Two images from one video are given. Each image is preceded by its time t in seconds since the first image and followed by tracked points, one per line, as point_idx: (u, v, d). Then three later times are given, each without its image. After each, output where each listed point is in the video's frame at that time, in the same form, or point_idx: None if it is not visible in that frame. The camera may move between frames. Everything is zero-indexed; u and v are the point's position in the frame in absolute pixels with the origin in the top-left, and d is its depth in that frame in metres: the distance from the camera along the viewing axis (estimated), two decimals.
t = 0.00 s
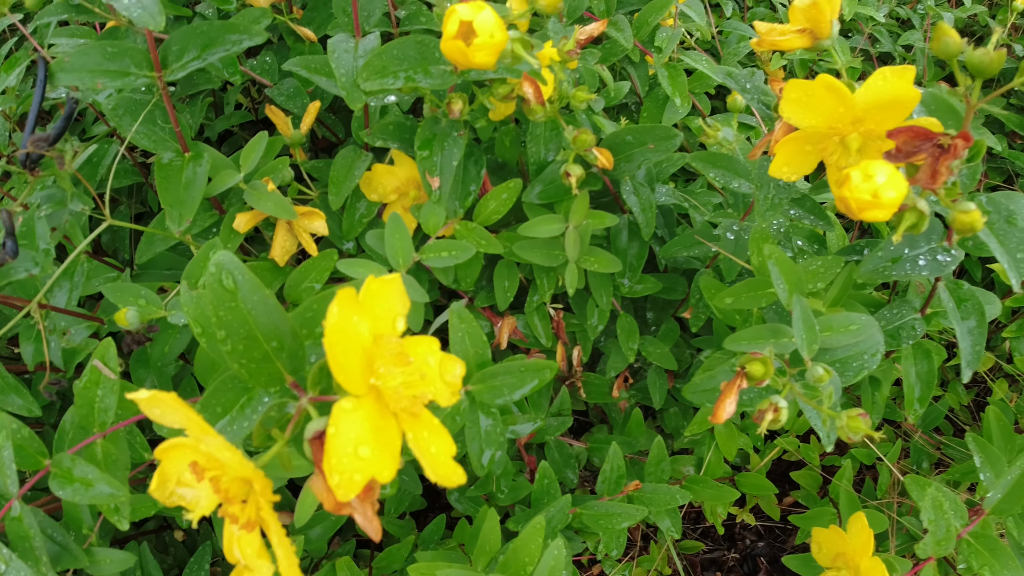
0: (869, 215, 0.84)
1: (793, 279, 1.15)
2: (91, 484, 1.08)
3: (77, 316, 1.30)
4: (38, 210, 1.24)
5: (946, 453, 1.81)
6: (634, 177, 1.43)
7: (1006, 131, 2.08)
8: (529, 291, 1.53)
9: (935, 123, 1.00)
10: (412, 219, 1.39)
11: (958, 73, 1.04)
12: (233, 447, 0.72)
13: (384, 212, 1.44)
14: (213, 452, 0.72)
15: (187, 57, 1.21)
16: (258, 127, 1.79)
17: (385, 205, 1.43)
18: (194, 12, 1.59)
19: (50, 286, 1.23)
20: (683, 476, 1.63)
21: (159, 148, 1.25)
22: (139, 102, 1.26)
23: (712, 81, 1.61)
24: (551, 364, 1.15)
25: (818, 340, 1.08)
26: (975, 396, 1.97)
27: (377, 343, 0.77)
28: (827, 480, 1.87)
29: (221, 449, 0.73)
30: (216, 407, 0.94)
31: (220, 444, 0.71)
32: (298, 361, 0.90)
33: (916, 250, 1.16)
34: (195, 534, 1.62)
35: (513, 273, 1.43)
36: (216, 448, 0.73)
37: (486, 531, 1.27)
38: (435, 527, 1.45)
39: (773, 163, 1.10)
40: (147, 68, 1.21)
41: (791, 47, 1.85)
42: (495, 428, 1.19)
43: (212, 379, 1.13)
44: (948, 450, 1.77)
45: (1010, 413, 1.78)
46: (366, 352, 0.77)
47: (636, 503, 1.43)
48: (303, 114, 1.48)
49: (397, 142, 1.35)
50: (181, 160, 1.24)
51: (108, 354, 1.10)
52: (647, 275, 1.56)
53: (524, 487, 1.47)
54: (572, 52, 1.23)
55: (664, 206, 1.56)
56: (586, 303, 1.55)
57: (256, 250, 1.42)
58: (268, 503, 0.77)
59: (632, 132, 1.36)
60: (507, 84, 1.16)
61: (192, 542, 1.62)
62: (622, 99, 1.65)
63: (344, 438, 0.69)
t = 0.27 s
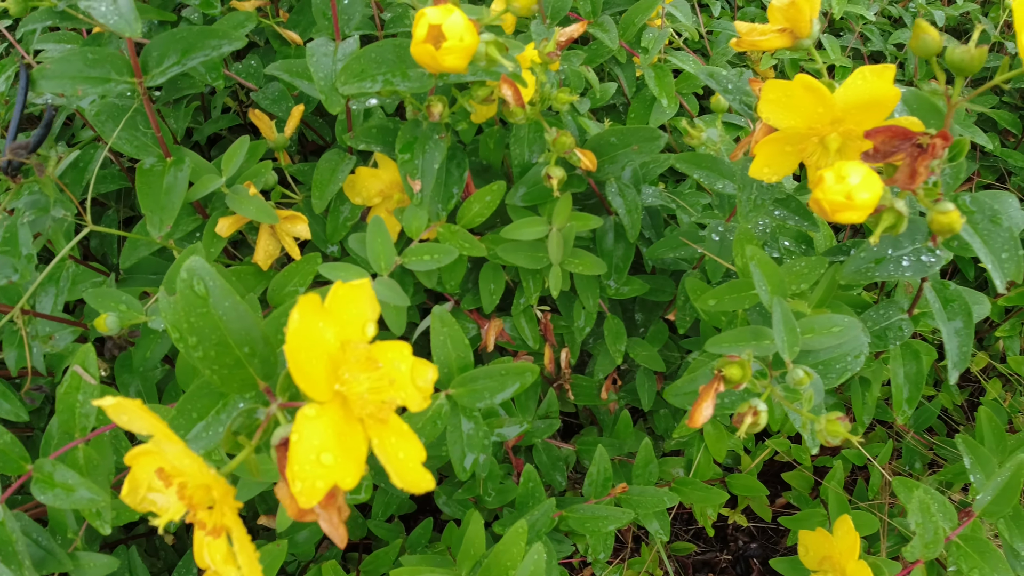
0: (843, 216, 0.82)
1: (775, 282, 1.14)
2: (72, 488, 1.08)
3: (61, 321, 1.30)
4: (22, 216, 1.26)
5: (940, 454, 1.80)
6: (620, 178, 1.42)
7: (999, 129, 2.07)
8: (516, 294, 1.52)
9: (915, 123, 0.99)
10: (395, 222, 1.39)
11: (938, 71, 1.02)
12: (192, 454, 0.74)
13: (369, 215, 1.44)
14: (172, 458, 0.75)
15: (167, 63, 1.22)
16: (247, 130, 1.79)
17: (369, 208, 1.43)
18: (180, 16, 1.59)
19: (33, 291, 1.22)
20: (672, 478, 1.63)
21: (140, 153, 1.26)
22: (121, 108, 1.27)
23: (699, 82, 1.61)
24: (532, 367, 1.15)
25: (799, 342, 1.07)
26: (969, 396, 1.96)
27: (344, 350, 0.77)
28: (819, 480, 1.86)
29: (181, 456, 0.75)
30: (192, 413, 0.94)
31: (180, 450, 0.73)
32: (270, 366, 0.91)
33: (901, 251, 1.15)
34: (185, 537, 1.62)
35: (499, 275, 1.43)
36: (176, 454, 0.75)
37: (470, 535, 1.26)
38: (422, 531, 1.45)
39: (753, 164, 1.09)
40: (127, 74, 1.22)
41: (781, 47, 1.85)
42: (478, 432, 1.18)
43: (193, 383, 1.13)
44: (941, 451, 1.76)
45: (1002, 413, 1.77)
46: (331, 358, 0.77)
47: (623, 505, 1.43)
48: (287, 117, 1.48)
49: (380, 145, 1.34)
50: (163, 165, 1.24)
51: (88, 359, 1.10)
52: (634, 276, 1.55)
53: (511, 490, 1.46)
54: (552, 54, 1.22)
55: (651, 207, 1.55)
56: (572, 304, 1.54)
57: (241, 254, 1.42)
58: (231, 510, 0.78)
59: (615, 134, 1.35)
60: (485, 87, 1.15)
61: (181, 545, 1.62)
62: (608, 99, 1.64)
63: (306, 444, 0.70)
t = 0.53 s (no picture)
0: (823, 216, 0.81)
1: (762, 281, 1.14)
2: (61, 492, 1.09)
3: (52, 325, 1.31)
4: (12, 221, 1.28)
5: (934, 452, 1.80)
6: (610, 177, 1.43)
7: (990, 126, 2.07)
8: (507, 294, 1.52)
9: (899, 121, 0.99)
10: (385, 224, 1.39)
11: (921, 69, 1.01)
12: (168, 458, 0.75)
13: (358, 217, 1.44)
14: (148, 463, 0.75)
15: (154, 68, 1.22)
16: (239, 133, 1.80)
17: (359, 210, 1.43)
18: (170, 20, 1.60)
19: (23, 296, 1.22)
20: (666, 477, 1.63)
21: (129, 158, 1.26)
22: (110, 112, 1.28)
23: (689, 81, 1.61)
24: (520, 368, 1.15)
25: (785, 342, 1.07)
26: (963, 394, 1.96)
27: (322, 353, 0.78)
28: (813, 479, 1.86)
29: (158, 460, 0.76)
30: (177, 416, 0.94)
31: (156, 455, 0.75)
32: (253, 369, 0.92)
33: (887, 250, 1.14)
34: (179, 539, 1.62)
35: (489, 276, 1.43)
36: (153, 459, 0.76)
37: (460, 536, 1.27)
38: (415, 531, 1.45)
39: (738, 164, 1.09)
40: (115, 79, 1.22)
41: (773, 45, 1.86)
42: (466, 434, 1.19)
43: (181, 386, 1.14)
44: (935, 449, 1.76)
45: (996, 411, 1.77)
46: (310, 361, 0.78)
47: (614, 505, 1.43)
48: (277, 120, 1.49)
49: (368, 147, 1.35)
50: (151, 169, 1.24)
51: (77, 363, 1.10)
52: (625, 276, 1.55)
53: (503, 491, 1.47)
54: (538, 55, 1.22)
55: (642, 206, 1.55)
56: (563, 305, 1.54)
57: (232, 258, 1.43)
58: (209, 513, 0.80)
59: (603, 134, 1.35)
60: (471, 88, 1.16)
61: (176, 548, 1.62)
62: (598, 100, 1.64)
63: (283, 448, 0.71)
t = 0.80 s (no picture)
0: (794, 227, 0.82)
1: (743, 287, 1.14)
2: (47, 501, 1.10)
3: (40, 335, 1.32)
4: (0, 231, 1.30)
5: (925, 454, 1.80)
6: (596, 183, 1.43)
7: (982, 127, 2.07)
8: (494, 300, 1.52)
9: (877, 130, 0.97)
10: (371, 232, 1.39)
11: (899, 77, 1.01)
12: (137, 474, 0.77)
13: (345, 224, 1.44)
14: (120, 477, 0.78)
15: (138, 79, 1.23)
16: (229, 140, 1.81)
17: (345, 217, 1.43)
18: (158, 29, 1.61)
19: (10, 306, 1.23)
20: (655, 482, 1.63)
21: (114, 169, 1.27)
22: (95, 123, 1.28)
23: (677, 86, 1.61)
24: (502, 376, 1.15)
25: (766, 349, 1.07)
26: (955, 396, 1.96)
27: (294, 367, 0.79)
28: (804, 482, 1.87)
29: (128, 474, 0.78)
30: (159, 427, 0.95)
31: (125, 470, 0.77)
32: (231, 381, 0.93)
33: (869, 256, 1.14)
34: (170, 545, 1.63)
35: (476, 283, 1.44)
36: (123, 473, 0.77)
37: (447, 542, 1.27)
38: (403, 537, 1.46)
39: (718, 172, 1.09)
40: (100, 90, 1.23)
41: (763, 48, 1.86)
42: (450, 441, 1.20)
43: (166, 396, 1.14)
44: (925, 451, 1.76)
45: (987, 414, 1.76)
46: (282, 375, 0.79)
47: (601, 511, 1.43)
48: (264, 128, 1.49)
49: (353, 155, 1.34)
50: (137, 179, 1.26)
51: (63, 373, 1.11)
52: (612, 282, 1.55)
53: (491, 497, 1.47)
54: (520, 64, 1.23)
55: (630, 212, 1.56)
56: (551, 310, 1.54)
57: (220, 266, 1.43)
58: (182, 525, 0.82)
59: (588, 141, 1.36)
60: (452, 98, 1.16)
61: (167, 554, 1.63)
62: (586, 105, 1.65)
63: (253, 462, 0.72)
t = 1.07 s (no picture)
0: (770, 229, 0.81)
1: (726, 289, 1.14)
2: (30, 505, 1.10)
3: (26, 339, 1.32)
4: None
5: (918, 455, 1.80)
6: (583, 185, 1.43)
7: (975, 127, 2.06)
8: (482, 302, 1.52)
9: (859, 130, 0.91)
10: (357, 234, 1.39)
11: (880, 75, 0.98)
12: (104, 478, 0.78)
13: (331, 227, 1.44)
14: (89, 481, 0.79)
15: (122, 83, 1.23)
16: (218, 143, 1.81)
17: (331, 220, 1.43)
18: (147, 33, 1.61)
19: None
20: (645, 484, 1.62)
21: (99, 172, 1.28)
22: (80, 127, 1.29)
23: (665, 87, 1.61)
24: (485, 379, 1.17)
25: (748, 351, 1.07)
26: (949, 396, 1.96)
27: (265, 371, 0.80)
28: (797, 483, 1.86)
29: (97, 479, 0.79)
30: (140, 430, 0.95)
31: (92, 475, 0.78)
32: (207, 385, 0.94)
33: (853, 257, 1.13)
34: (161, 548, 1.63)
35: (462, 285, 1.43)
36: (93, 477, 0.79)
37: (432, 546, 1.27)
38: (391, 540, 1.45)
39: (700, 173, 1.08)
40: (84, 95, 1.24)
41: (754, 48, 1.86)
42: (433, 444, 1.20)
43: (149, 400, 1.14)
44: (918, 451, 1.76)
45: (980, 414, 1.76)
46: (253, 380, 0.80)
47: (589, 513, 1.43)
48: (251, 131, 1.49)
49: (339, 158, 1.34)
50: (122, 183, 1.26)
51: (46, 377, 1.11)
52: (601, 283, 1.55)
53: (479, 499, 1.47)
54: (503, 66, 1.23)
55: (618, 213, 1.56)
56: (539, 312, 1.54)
57: (207, 269, 1.44)
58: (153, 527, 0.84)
59: (573, 143, 1.36)
60: (434, 100, 1.15)
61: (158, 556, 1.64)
62: (574, 106, 1.64)
63: (223, 467, 0.73)
